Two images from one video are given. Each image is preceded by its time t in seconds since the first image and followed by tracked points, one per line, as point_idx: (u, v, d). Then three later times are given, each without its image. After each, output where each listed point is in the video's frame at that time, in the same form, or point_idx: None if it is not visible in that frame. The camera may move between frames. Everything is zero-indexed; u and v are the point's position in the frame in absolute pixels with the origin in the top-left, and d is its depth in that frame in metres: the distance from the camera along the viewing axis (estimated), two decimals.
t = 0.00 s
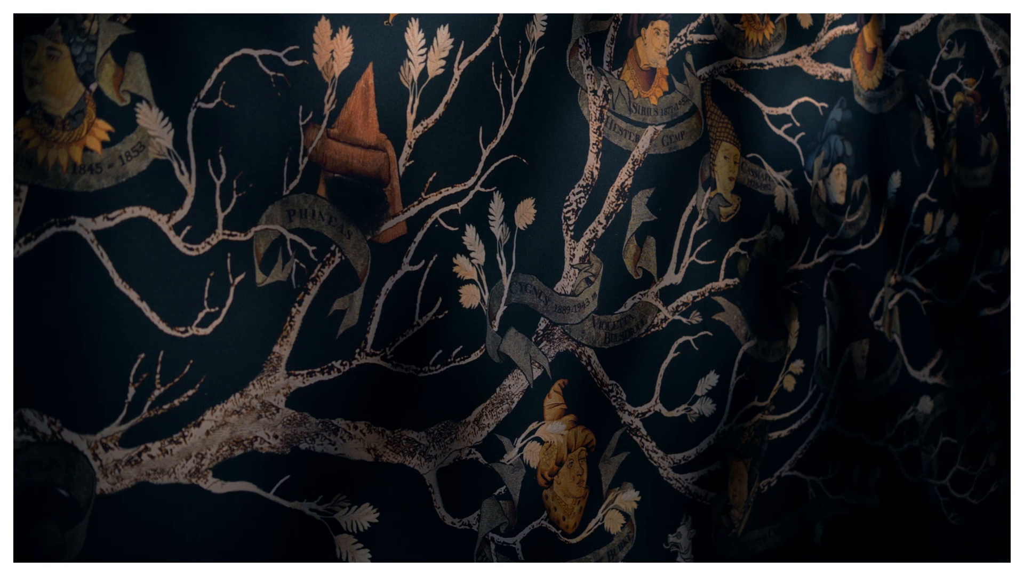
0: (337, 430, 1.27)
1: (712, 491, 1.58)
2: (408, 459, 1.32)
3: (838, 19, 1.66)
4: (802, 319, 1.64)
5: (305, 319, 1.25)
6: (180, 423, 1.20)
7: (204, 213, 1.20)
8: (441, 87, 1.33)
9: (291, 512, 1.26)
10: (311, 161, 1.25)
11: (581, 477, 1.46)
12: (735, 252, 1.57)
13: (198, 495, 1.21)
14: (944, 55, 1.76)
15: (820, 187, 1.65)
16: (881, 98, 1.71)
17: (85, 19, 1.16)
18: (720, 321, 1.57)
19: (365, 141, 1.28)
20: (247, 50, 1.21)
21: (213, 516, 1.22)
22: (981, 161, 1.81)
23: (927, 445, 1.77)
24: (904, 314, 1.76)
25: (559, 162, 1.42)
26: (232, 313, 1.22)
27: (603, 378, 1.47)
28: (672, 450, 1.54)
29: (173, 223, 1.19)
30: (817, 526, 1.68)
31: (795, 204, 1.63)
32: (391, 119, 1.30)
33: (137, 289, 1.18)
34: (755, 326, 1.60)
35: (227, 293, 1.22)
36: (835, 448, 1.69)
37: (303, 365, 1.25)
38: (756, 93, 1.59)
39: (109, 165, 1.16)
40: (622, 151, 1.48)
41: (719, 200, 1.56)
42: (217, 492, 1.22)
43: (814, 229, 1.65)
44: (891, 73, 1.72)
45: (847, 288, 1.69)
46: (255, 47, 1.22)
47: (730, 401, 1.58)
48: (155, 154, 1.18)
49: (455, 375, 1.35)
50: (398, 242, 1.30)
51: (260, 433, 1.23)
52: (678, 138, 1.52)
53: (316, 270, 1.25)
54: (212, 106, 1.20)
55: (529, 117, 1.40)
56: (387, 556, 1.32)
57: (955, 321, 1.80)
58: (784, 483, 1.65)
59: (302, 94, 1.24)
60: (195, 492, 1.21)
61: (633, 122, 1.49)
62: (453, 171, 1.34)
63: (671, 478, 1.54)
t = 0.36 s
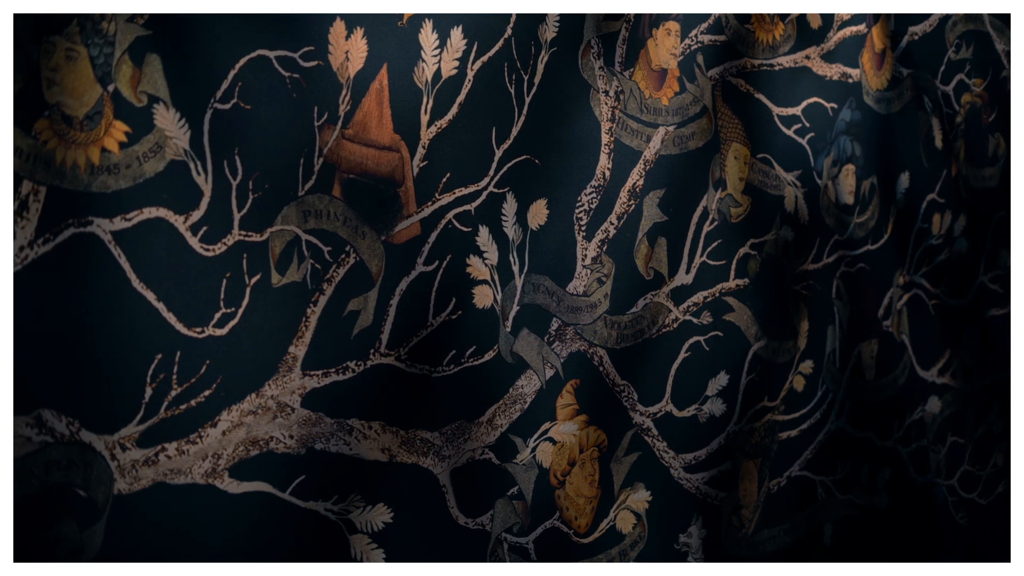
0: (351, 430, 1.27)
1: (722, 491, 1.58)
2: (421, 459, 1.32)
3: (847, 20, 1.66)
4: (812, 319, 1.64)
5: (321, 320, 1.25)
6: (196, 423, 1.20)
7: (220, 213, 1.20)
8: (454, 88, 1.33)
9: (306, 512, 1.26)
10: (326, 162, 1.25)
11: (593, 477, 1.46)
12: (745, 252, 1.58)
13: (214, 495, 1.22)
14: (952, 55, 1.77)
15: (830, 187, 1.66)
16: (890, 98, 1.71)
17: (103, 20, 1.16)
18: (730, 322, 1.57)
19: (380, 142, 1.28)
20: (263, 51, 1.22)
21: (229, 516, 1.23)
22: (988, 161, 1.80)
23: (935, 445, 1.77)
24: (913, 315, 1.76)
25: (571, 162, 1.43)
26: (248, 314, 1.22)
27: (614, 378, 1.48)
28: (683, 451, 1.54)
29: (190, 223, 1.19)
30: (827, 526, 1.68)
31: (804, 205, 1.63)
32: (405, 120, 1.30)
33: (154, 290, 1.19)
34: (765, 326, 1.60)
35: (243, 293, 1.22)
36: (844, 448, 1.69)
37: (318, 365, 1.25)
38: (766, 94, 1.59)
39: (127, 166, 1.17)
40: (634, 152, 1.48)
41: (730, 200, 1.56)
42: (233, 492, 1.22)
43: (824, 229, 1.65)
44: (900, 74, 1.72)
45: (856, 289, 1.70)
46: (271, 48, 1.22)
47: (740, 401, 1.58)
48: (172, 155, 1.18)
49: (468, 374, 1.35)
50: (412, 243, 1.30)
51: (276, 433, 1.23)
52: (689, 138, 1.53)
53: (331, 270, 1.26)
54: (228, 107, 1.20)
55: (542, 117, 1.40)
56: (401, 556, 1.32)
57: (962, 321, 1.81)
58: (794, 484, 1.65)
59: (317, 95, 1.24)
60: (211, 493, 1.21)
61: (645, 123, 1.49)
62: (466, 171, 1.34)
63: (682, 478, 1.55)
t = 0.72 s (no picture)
0: (366, 431, 1.27)
1: (732, 491, 1.58)
2: (435, 460, 1.32)
3: (856, 21, 1.66)
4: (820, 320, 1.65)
5: (336, 321, 1.26)
6: (212, 424, 1.21)
7: (236, 215, 1.21)
8: (467, 89, 1.33)
9: (321, 513, 1.26)
10: (341, 163, 1.25)
11: (604, 478, 1.46)
12: (755, 253, 1.58)
13: (230, 496, 1.22)
14: (959, 56, 1.77)
15: (838, 188, 1.66)
16: (898, 99, 1.72)
17: (120, 22, 1.17)
18: (740, 322, 1.57)
19: (393, 143, 1.29)
20: (278, 53, 1.22)
21: (244, 517, 1.23)
22: (995, 163, 1.80)
23: (943, 445, 1.77)
24: (921, 315, 1.76)
25: (583, 164, 1.43)
26: (263, 315, 1.22)
27: (626, 379, 1.48)
28: (694, 451, 1.55)
29: (206, 225, 1.19)
30: (835, 526, 1.69)
31: (814, 206, 1.63)
32: (419, 121, 1.30)
33: (170, 291, 1.19)
34: (775, 327, 1.60)
35: (259, 295, 1.22)
36: (852, 448, 1.69)
37: (332, 367, 1.26)
38: (776, 95, 1.60)
39: (144, 168, 1.17)
40: (645, 153, 1.48)
41: (740, 201, 1.56)
42: (249, 493, 1.23)
43: (832, 230, 1.65)
44: (908, 75, 1.72)
45: (865, 290, 1.70)
46: (286, 50, 1.22)
47: (750, 402, 1.59)
48: (189, 156, 1.18)
49: (481, 375, 1.35)
50: (426, 244, 1.30)
51: (291, 434, 1.24)
52: (699, 140, 1.53)
53: (346, 271, 1.26)
54: (244, 109, 1.20)
55: (554, 119, 1.41)
56: (415, 556, 1.33)
57: (970, 321, 1.81)
58: (803, 484, 1.66)
59: (331, 97, 1.25)
60: (227, 493, 1.22)
61: (656, 124, 1.49)
62: (479, 172, 1.34)
63: (693, 479, 1.55)
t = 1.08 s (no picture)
0: (380, 433, 1.28)
1: (742, 492, 1.58)
2: (448, 461, 1.33)
3: (864, 23, 1.67)
4: (829, 321, 1.65)
5: (350, 322, 1.26)
6: (227, 426, 1.21)
7: (252, 216, 1.21)
8: (480, 91, 1.33)
9: (336, 514, 1.27)
10: (355, 165, 1.26)
11: (615, 479, 1.46)
12: (764, 255, 1.58)
13: (246, 497, 1.22)
14: (966, 58, 1.76)
15: (847, 189, 1.66)
16: (906, 101, 1.72)
17: (137, 25, 1.17)
18: (749, 323, 1.57)
19: (407, 145, 1.29)
20: (294, 56, 1.22)
21: (260, 517, 1.23)
22: (1002, 164, 1.80)
23: (950, 446, 1.77)
24: (928, 317, 1.76)
25: (595, 165, 1.43)
26: (279, 316, 1.23)
27: (637, 380, 1.48)
28: (704, 451, 1.55)
29: (223, 226, 1.20)
30: (844, 527, 1.69)
31: (823, 207, 1.64)
32: (433, 123, 1.30)
33: (187, 293, 1.19)
34: (784, 329, 1.60)
35: (274, 297, 1.23)
36: (860, 449, 1.70)
37: (347, 368, 1.26)
38: (785, 97, 1.60)
39: (161, 170, 1.17)
40: (656, 155, 1.49)
41: (749, 202, 1.57)
42: (264, 495, 1.23)
43: (841, 231, 1.66)
44: (915, 76, 1.72)
45: (872, 291, 1.70)
46: (301, 53, 1.23)
47: (760, 403, 1.59)
48: (205, 158, 1.19)
49: (494, 376, 1.36)
50: (439, 245, 1.31)
51: (306, 436, 1.24)
52: (709, 141, 1.53)
53: (360, 273, 1.26)
54: (259, 111, 1.21)
55: (566, 121, 1.41)
56: (427, 557, 1.33)
57: (976, 322, 1.80)
58: (812, 485, 1.66)
59: (346, 98, 1.25)
60: (243, 495, 1.22)
61: (666, 126, 1.50)
62: (492, 174, 1.34)
63: (703, 479, 1.55)
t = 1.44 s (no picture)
0: (393, 433, 1.28)
1: (751, 492, 1.58)
2: (460, 462, 1.33)
3: (872, 23, 1.66)
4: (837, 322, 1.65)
5: (363, 323, 1.26)
6: (242, 426, 1.21)
7: (266, 218, 1.21)
8: (492, 93, 1.34)
9: (349, 514, 1.27)
10: (369, 167, 1.26)
11: (626, 479, 1.47)
12: (772, 255, 1.58)
13: (261, 498, 1.23)
14: (972, 59, 1.77)
15: (855, 190, 1.66)
16: (913, 101, 1.72)
17: (153, 27, 1.17)
18: (758, 324, 1.58)
19: (420, 147, 1.29)
20: (308, 58, 1.23)
21: (274, 518, 1.24)
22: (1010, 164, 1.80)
23: (956, 446, 1.77)
24: (935, 317, 1.75)
25: (605, 167, 1.44)
26: (293, 317, 1.23)
27: (647, 380, 1.49)
28: (713, 452, 1.55)
29: (238, 228, 1.20)
30: (851, 527, 1.69)
31: (831, 208, 1.64)
32: (445, 125, 1.31)
33: (202, 294, 1.20)
34: (792, 329, 1.60)
35: (288, 299, 1.23)
36: (868, 449, 1.70)
37: (360, 369, 1.26)
38: (794, 98, 1.60)
39: (176, 172, 1.18)
40: (665, 156, 1.49)
41: (758, 203, 1.57)
42: (279, 495, 1.24)
43: (849, 232, 1.66)
44: (923, 77, 1.72)
45: (880, 291, 1.70)
46: (315, 55, 1.23)
47: (768, 403, 1.59)
48: (220, 160, 1.19)
49: (506, 377, 1.36)
50: (451, 247, 1.31)
51: (320, 436, 1.25)
52: (718, 142, 1.53)
53: (374, 274, 1.27)
54: (274, 113, 1.21)
55: (577, 122, 1.41)
56: (439, 557, 1.33)
57: (983, 322, 1.79)
58: (820, 485, 1.66)
59: (359, 100, 1.26)
60: (258, 495, 1.23)
61: (676, 127, 1.50)
62: (504, 176, 1.35)
63: (712, 479, 1.55)
